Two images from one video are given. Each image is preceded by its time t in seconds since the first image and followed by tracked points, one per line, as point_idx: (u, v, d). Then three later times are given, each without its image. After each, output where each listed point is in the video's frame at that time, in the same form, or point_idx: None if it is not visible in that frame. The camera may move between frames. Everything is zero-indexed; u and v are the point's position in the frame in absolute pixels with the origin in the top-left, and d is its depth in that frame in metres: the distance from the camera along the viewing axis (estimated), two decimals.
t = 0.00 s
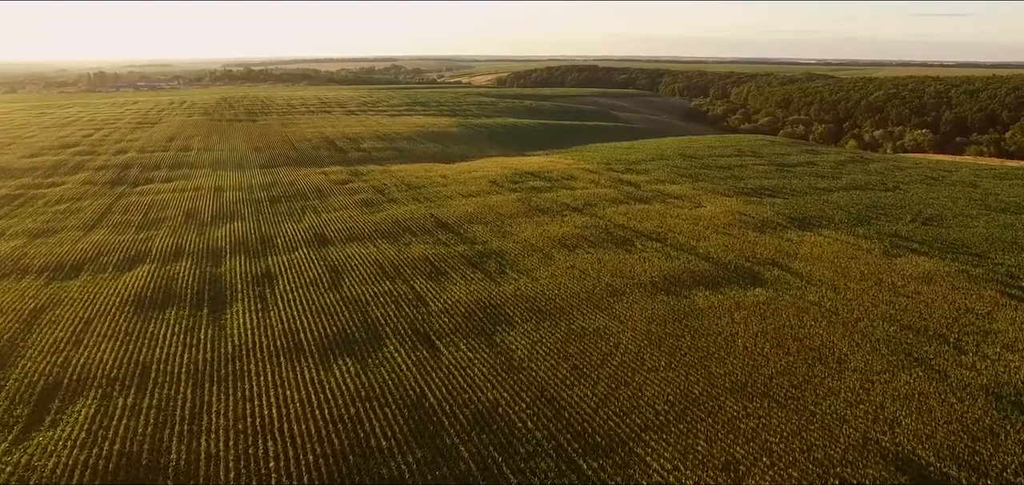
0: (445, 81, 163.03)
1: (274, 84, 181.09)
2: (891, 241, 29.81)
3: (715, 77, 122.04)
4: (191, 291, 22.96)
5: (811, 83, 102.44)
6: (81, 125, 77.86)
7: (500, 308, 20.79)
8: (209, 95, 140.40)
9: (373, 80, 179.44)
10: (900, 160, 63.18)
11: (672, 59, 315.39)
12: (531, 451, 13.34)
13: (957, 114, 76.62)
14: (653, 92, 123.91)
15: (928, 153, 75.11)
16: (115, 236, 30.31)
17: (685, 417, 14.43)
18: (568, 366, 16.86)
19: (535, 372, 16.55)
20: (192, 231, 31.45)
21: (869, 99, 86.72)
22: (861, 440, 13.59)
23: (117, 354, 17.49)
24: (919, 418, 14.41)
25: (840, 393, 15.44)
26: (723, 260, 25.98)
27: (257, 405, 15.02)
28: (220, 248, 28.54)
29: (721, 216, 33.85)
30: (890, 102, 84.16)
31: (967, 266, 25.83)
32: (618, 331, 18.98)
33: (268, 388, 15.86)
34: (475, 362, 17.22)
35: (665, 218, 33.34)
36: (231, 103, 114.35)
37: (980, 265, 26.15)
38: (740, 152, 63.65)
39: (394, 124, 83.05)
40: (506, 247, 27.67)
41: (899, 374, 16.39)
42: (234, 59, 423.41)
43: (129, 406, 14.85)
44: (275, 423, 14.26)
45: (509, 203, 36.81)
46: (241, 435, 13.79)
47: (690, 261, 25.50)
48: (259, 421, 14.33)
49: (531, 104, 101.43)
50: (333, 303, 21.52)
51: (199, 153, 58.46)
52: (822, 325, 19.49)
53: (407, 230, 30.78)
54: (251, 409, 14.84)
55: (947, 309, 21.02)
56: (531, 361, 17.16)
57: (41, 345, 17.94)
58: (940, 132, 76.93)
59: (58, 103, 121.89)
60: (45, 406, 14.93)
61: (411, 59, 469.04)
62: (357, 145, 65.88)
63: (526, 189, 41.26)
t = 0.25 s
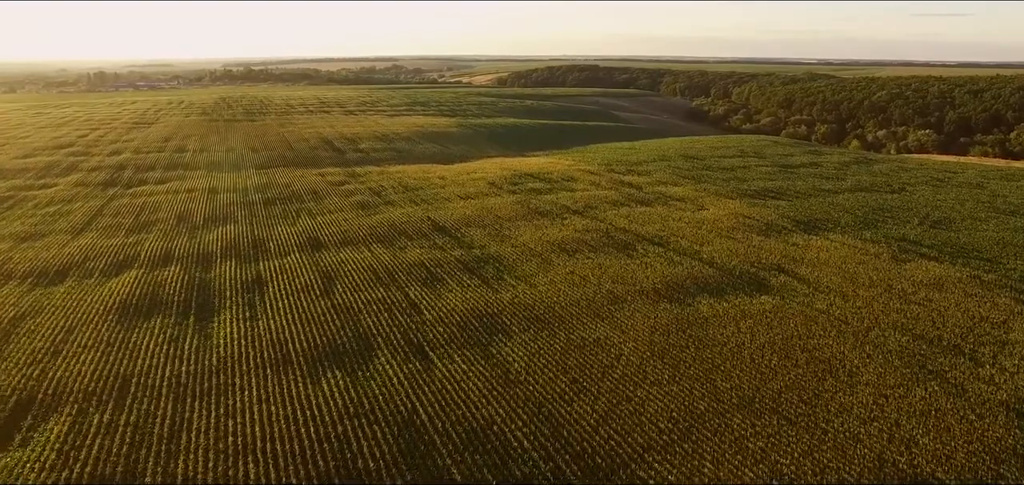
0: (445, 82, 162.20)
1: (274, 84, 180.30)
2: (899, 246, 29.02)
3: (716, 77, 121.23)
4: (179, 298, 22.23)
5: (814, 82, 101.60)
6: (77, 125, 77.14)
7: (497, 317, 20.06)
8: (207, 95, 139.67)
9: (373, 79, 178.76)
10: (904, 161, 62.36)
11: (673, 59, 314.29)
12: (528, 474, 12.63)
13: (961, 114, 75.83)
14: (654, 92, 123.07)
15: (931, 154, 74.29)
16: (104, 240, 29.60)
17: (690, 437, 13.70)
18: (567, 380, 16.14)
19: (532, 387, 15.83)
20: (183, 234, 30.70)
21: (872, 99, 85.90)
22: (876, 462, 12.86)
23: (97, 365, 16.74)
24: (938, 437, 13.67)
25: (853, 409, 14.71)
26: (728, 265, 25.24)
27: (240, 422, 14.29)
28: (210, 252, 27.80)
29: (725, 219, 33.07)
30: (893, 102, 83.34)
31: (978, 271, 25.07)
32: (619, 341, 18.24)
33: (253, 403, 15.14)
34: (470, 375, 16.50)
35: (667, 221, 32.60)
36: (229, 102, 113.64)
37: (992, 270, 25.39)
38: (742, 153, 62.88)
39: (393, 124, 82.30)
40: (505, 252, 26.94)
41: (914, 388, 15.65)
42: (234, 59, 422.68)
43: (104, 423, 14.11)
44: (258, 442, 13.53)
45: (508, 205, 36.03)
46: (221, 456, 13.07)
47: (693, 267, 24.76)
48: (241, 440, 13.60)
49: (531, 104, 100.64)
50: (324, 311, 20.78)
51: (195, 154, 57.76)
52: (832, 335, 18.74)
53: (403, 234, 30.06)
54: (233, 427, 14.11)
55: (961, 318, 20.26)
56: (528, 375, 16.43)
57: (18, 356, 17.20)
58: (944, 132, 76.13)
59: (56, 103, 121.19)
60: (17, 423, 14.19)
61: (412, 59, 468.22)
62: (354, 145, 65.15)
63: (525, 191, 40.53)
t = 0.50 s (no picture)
0: (446, 82, 161.50)
1: (273, 84, 179.68)
2: (907, 250, 28.36)
3: (718, 77, 120.50)
4: (166, 304, 21.58)
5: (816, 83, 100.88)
6: (74, 125, 76.57)
7: (493, 325, 19.44)
8: (207, 95, 139.10)
9: (374, 79, 178.01)
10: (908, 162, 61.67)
11: (675, 59, 313.30)
12: None
13: (965, 114, 75.13)
14: (655, 92, 122.36)
15: (935, 154, 73.58)
16: (94, 243, 28.99)
17: (694, 455, 13.06)
18: (566, 393, 15.50)
19: (529, 401, 15.19)
20: (175, 238, 30.10)
21: (875, 99, 85.19)
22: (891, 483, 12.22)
23: (77, 376, 16.08)
24: (955, 456, 13.02)
25: (865, 425, 14.05)
26: (732, 270, 24.61)
27: (224, 439, 13.65)
28: (202, 256, 27.17)
29: (728, 222, 32.42)
30: (896, 103, 82.64)
31: (989, 277, 24.42)
32: (620, 351, 17.60)
33: (237, 418, 14.48)
34: (465, 388, 15.86)
35: (669, 224, 31.97)
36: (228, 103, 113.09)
37: (1003, 275, 24.74)
38: (744, 154, 62.21)
39: (392, 124, 81.67)
40: (503, 256, 26.31)
41: (928, 401, 14.99)
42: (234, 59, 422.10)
43: (80, 440, 13.45)
44: (241, 461, 12.88)
45: (507, 208, 35.39)
46: (202, 476, 12.42)
47: (696, 272, 24.11)
48: (223, 459, 12.96)
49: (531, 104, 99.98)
50: (316, 318, 20.12)
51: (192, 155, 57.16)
52: (840, 344, 18.09)
53: (400, 237, 29.44)
54: (216, 444, 13.47)
55: (974, 326, 19.60)
56: (526, 388, 15.79)
57: None
58: (948, 133, 75.44)
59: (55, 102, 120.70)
60: None
61: (412, 59, 467.61)
62: (353, 146, 64.54)
63: (525, 193, 39.90)
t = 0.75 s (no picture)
0: (446, 82, 160.70)
1: (273, 83, 178.88)
2: (916, 253, 27.61)
3: (719, 77, 119.70)
4: (151, 310, 20.81)
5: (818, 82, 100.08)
6: (69, 125, 75.83)
7: (489, 334, 18.71)
8: (206, 95, 138.35)
9: (374, 79, 177.13)
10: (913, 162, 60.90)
11: (676, 59, 312.22)
12: None
13: (970, 114, 74.30)
14: (656, 92, 121.55)
15: (939, 155, 72.80)
16: (82, 246, 28.26)
17: (701, 477, 12.32)
18: (564, 408, 14.76)
19: (527, 417, 14.44)
20: (165, 241, 29.37)
21: (878, 99, 84.37)
22: None
23: (51, 389, 15.29)
24: (977, 477, 12.28)
25: (881, 442, 13.31)
26: (737, 276, 23.86)
27: (203, 457, 12.91)
28: (191, 260, 26.43)
29: (732, 224, 31.69)
30: (899, 102, 81.82)
31: (1002, 282, 23.64)
32: (621, 362, 16.86)
33: (218, 433, 13.73)
34: (459, 402, 15.12)
35: (671, 226, 31.23)
36: (227, 103, 112.35)
37: (1016, 280, 23.97)
38: (747, 154, 61.45)
39: (391, 124, 80.92)
40: (501, 260, 25.58)
41: (948, 418, 14.22)
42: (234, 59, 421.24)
43: (49, 459, 12.73)
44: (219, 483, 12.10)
45: (505, 209, 34.66)
46: None
47: (699, 278, 23.37)
48: (201, 480, 12.20)
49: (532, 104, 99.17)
50: (306, 326, 19.37)
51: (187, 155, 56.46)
52: (851, 354, 17.35)
53: (395, 240, 28.72)
54: (194, 463, 12.71)
55: (989, 334, 18.84)
56: (522, 402, 15.05)
57: None
58: (952, 133, 74.62)
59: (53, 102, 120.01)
60: None
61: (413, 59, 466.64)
62: (350, 146, 63.81)
63: (524, 194, 39.16)
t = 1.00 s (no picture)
0: (447, 82, 160.03)
1: (273, 83, 178.22)
2: (925, 256, 26.92)
3: (721, 77, 118.98)
4: (137, 315, 20.16)
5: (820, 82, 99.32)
6: (66, 125, 75.26)
7: (486, 341, 18.03)
8: (205, 94, 137.74)
9: (374, 79, 176.41)
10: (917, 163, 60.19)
11: (677, 59, 311.29)
12: None
13: (974, 114, 73.56)
14: (658, 92, 120.79)
15: (944, 155, 72.06)
16: (70, 248, 27.64)
17: None
18: (562, 419, 14.10)
19: (523, 429, 13.78)
20: (155, 242, 28.73)
21: (882, 99, 83.63)
22: None
23: (26, 399, 14.64)
24: None
25: (896, 458, 12.63)
26: (741, 279, 23.20)
27: (181, 473, 12.25)
28: (182, 262, 25.79)
29: (736, 226, 31.02)
30: (902, 102, 81.08)
31: (1014, 286, 22.95)
32: (622, 371, 16.18)
33: (199, 447, 13.06)
34: (452, 412, 14.46)
35: (674, 228, 30.57)
36: (227, 102, 111.79)
37: None
38: (750, 154, 60.73)
39: (390, 124, 80.24)
40: (499, 263, 24.91)
41: (966, 431, 13.53)
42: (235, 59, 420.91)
43: (17, 477, 12.09)
44: None
45: (504, 211, 34.00)
46: None
47: (703, 282, 22.70)
48: None
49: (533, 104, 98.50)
50: (296, 331, 18.71)
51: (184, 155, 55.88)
52: (861, 362, 16.67)
53: (391, 242, 28.10)
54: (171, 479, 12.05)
55: (1005, 341, 18.14)
56: (519, 413, 14.39)
57: None
58: (956, 133, 73.87)
59: (52, 102, 119.52)
60: None
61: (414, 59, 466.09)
62: (349, 146, 63.14)
63: (523, 195, 38.52)
